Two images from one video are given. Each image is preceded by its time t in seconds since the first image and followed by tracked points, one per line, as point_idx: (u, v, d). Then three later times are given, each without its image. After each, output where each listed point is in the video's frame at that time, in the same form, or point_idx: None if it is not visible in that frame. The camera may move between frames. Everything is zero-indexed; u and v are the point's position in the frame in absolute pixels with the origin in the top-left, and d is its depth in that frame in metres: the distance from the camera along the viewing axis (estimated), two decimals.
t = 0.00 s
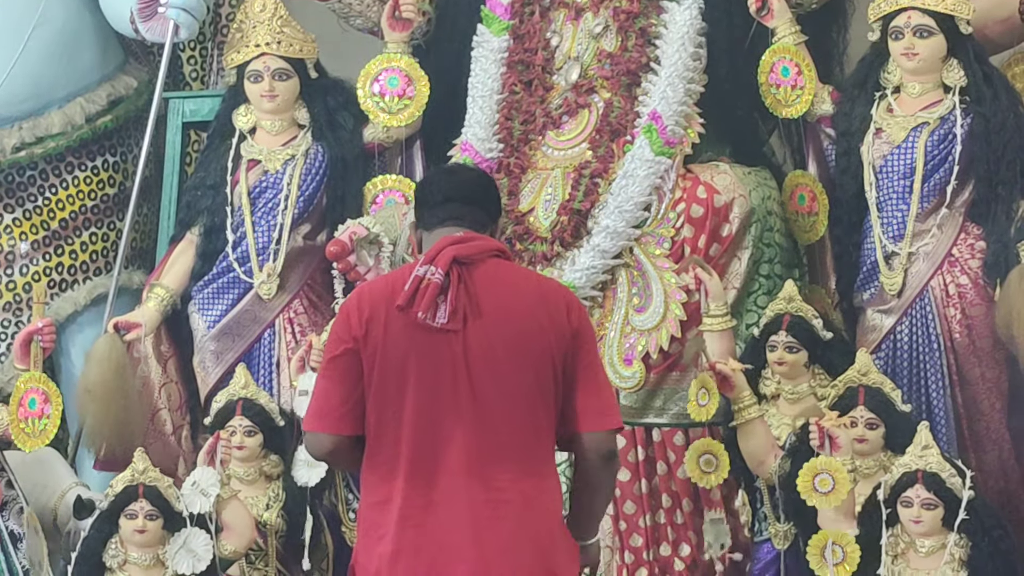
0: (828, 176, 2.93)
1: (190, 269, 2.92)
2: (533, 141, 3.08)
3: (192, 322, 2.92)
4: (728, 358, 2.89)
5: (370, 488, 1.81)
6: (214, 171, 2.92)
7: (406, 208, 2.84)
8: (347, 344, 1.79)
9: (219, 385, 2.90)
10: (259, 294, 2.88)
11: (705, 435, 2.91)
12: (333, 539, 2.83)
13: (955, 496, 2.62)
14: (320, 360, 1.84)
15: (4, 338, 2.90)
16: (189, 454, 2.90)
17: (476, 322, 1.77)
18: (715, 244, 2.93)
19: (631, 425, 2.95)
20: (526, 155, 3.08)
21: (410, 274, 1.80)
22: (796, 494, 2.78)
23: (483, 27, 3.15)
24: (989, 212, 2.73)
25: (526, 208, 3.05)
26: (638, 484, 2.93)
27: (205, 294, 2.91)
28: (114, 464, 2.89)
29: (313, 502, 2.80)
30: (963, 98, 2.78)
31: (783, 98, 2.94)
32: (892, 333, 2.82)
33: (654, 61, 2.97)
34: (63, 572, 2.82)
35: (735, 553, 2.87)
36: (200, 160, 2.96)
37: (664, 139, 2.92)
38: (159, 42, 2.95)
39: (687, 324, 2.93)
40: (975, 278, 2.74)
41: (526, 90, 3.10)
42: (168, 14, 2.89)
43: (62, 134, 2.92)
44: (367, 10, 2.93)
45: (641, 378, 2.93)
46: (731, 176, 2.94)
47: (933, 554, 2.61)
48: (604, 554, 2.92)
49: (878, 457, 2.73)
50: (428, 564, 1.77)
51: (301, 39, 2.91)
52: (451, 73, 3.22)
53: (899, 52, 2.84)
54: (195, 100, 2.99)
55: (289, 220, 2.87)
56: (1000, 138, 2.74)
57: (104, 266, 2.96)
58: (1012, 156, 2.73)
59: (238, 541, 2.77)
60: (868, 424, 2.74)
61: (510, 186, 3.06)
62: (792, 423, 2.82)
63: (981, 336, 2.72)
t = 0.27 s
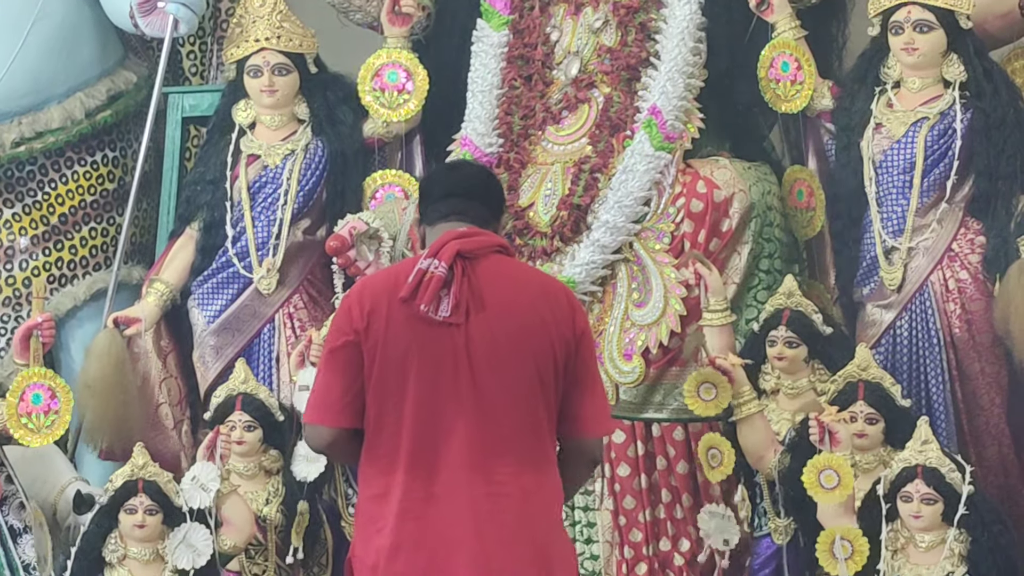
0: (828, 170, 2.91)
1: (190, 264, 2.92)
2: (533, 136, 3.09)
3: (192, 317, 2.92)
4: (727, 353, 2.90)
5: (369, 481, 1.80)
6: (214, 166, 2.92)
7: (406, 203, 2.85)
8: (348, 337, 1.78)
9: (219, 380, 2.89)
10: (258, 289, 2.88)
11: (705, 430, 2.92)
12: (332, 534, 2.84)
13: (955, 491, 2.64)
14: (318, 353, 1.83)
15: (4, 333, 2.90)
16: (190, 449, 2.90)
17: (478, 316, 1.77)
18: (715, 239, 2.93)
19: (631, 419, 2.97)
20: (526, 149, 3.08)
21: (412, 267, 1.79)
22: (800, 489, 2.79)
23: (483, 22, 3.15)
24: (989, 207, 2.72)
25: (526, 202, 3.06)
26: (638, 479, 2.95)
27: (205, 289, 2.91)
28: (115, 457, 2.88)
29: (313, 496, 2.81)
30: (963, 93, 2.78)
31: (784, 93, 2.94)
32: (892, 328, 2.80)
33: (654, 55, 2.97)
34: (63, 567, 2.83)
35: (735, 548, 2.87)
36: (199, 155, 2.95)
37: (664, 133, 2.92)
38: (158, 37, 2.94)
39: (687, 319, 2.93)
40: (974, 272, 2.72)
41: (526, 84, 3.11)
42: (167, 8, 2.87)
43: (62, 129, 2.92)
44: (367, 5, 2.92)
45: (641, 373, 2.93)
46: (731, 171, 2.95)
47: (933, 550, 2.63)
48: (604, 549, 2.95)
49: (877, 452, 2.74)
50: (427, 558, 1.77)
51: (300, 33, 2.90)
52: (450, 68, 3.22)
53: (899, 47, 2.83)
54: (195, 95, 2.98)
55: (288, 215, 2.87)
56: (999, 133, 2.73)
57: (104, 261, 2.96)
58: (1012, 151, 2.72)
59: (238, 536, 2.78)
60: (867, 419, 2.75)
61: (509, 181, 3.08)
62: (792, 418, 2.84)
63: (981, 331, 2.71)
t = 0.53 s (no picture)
0: (829, 167, 2.91)
1: (191, 261, 2.91)
2: (534, 132, 3.07)
3: (192, 313, 2.91)
4: (728, 350, 2.90)
5: (367, 476, 1.80)
6: (215, 163, 2.91)
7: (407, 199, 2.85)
8: (348, 330, 1.77)
9: (219, 377, 2.88)
10: (259, 286, 2.88)
11: (705, 427, 2.91)
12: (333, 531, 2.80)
13: (955, 488, 2.65)
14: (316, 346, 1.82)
15: (5, 329, 2.92)
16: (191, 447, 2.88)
17: (480, 311, 1.77)
18: (716, 236, 2.92)
19: (631, 416, 2.96)
20: (528, 147, 3.07)
21: (414, 261, 1.79)
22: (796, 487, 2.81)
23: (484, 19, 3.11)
24: (990, 204, 2.72)
25: (527, 199, 3.05)
26: (638, 476, 2.94)
27: (206, 286, 2.90)
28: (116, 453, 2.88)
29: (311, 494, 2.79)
30: (963, 90, 2.78)
31: (784, 90, 2.93)
32: (893, 325, 2.80)
33: (655, 52, 2.97)
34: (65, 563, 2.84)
35: (735, 544, 2.87)
36: (200, 152, 2.94)
37: (664, 130, 2.92)
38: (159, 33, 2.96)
39: (687, 316, 2.93)
40: (975, 269, 2.73)
41: (527, 81, 3.08)
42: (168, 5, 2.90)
43: (62, 126, 2.93)
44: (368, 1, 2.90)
45: (642, 370, 2.93)
46: (732, 168, 2.95)
47: (933, 547, 2.64)
48: (605, 546, 2.94)
49: (878, 449, 2.75)
50: (424, 552, 1.78)
51: (301, 30, 2.91)
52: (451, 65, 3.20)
53: (900, 44, 2.84)
54: (196, 92, 2.96)
55: (289, 211, 2.87)
56: (1000, 130, 2.73)
57: (105, 258, 2.95)
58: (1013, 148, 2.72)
59: (238, 532, 2.78)
60: (868, 416, 2.76)
61: (510, 178, 3.06)
62: (792, 415, 2.84)
63: (981, 328, 2.72)
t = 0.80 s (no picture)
0: (825, 173, 2.99)
1: (204, 264, 3.00)
2: (538, 139, 3.15)
3: (205, 315, 2.99)
4: (727, 350, 2.97)
5: (365, 472, 1.87)
6: (227, 168, 2.99)
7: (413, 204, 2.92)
8: (346, 330, 1.85)
9: (231, 377, 2.97)
10: (270, 288, 2.96)
11: (705, 426, 2.99)
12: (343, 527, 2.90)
13: (949, 486, 2.68)
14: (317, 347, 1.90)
15: (22, 331, 3.00)
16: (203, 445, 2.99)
17: (472, 311, 1.85)
18: (715, 240, 3.00)
19: (631, 416, 3.03)
20: (532, 152, 3.15)
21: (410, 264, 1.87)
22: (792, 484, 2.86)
23: (489, 28, 3.21)
24: (983, 209, 2.80)
25: (531, 204, 3.12)
26: (640, 474, 3.01)
27: (218, 288, 2.98)
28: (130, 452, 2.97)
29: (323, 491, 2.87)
30: (957, 98, 2.85)
31: (781, 98, 3.01)
32: (888, 327, 2.88)
33: (655, 60, 3.04)
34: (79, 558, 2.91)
35: (734, 541, 2.94)
36: (212, 158, 3.03)
37: (665, 137, 2.99)
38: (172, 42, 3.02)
39: (687, 317, 3.00)
40: (968, 273, 2.81)
41: (531, 89, 3.16)
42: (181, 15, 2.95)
43: (78, 132, 3.00)
44: (376, 11, 3.00)
45: (643, 371, 3.00)
46: (731, 174, 3.02)
47: (927, 543, 2.66)
48: (608, 542, 3.02)
49: (874, 447, 2.79)
50: (422, 547, 1.84)
51: (310, 39, 2.98)
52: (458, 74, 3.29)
53: (894, 52, 2.92)
54: (208, 100, 3.05)
55: (299, 216, 2.94)
56: (992, 136, 2.82)
57: (119, 261, 3.03)
58: (1006, 154, 2.80)
59: (249, 529, 2.86)
60: (864, 415, 2.81)
61: (513, 183, 3.14)
62: (790, 414, 2.91)
63: (975, 330, 2.80)
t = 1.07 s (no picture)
0: (823, 199, 3.13)
1: (225, 287, 3.11)
2: (547, 166, 3.27)
3: (226, 335, 3.11)
4: (729, 370, 3.06)
5: (366, 484, 2.00)
6: (248, 195, 3.11)
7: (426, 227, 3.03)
8: (349, 348, 1.99)
9: (252, 395, 3.09)
10: (288, 310, 3.07)
11: (708, 442, 3.11)
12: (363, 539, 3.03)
13: (943, 500, 2.79)
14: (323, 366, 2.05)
15: (51, 351, 3.12)
16: (223, 460, 3.10)
17: (470, 330, 1.98)
18: (718, 263, 3.10)
19: (637, 432, 3.13)
20: (540, 179, 3.27)
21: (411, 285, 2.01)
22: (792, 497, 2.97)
23: (500, 60, 3.34)
24: (976, 233, 2.93)
25: (540, 228, 3.24)
26: (645, 488, 3.12)
27: (239, 309, 3.10)
28: (154, 468, 3.08)
29: (343, 504, 3.00)
30: (950, 126, 2.99)
31: (782, 126, 3.12)
32: (884, 346, 3.00)
33: (659, 91, 3.17)
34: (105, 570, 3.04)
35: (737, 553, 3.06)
36: (234, 185, 3.14)
37: (670, 164, 3.10)
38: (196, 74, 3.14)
39: (691, 338, 3.09)
40: (961, 294, 2.94)
41: (540, 118, 3.29)
42: (205, 47, 3.05)
43: (105, 160, 3.12)
44: (391, 44, 3.12)
45: (648, 389, 3.08)
46: (732, 200, 3.13)
47: (922, 555, 2.77)
48: (614, 555, 3.11)
49: (870, 463, 2.91)
50: (422, 554, 1.97)
51: (328, 71, 3.10)
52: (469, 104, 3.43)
53: (890, 83, 3.03)
54: (229, 128, 3.17)
55: (317, 240, 3.06)
56: (984, 164, 2.95)
57: (144, 284, 3.15)
58: (997, 180, 2.93)
59: (269, 541, 2.97)
60: (861, 432, 2.92)
61: (523, 209, 3.25)
62: (789, 431, 3.02)
63: (967, 350, 2.93)
